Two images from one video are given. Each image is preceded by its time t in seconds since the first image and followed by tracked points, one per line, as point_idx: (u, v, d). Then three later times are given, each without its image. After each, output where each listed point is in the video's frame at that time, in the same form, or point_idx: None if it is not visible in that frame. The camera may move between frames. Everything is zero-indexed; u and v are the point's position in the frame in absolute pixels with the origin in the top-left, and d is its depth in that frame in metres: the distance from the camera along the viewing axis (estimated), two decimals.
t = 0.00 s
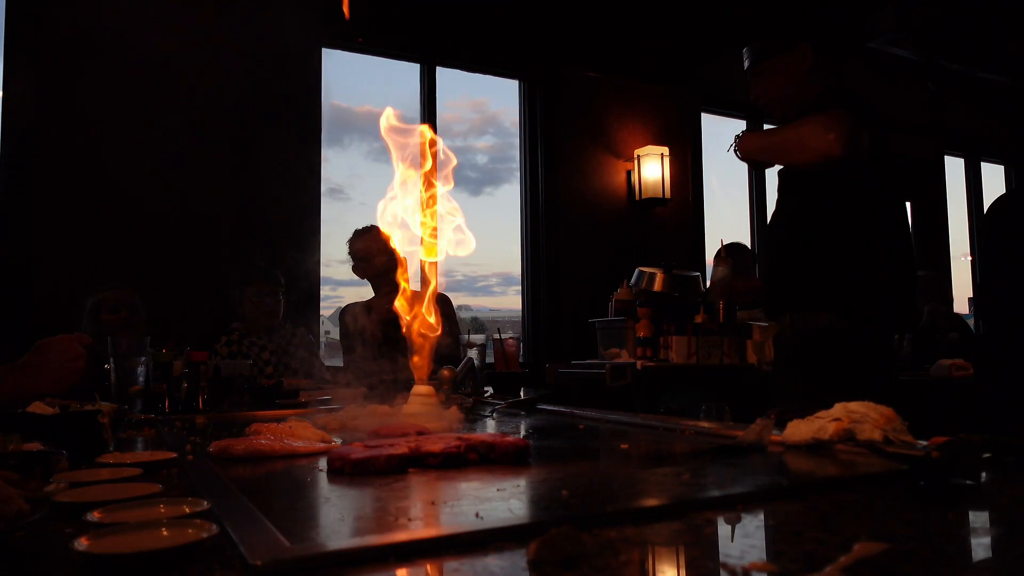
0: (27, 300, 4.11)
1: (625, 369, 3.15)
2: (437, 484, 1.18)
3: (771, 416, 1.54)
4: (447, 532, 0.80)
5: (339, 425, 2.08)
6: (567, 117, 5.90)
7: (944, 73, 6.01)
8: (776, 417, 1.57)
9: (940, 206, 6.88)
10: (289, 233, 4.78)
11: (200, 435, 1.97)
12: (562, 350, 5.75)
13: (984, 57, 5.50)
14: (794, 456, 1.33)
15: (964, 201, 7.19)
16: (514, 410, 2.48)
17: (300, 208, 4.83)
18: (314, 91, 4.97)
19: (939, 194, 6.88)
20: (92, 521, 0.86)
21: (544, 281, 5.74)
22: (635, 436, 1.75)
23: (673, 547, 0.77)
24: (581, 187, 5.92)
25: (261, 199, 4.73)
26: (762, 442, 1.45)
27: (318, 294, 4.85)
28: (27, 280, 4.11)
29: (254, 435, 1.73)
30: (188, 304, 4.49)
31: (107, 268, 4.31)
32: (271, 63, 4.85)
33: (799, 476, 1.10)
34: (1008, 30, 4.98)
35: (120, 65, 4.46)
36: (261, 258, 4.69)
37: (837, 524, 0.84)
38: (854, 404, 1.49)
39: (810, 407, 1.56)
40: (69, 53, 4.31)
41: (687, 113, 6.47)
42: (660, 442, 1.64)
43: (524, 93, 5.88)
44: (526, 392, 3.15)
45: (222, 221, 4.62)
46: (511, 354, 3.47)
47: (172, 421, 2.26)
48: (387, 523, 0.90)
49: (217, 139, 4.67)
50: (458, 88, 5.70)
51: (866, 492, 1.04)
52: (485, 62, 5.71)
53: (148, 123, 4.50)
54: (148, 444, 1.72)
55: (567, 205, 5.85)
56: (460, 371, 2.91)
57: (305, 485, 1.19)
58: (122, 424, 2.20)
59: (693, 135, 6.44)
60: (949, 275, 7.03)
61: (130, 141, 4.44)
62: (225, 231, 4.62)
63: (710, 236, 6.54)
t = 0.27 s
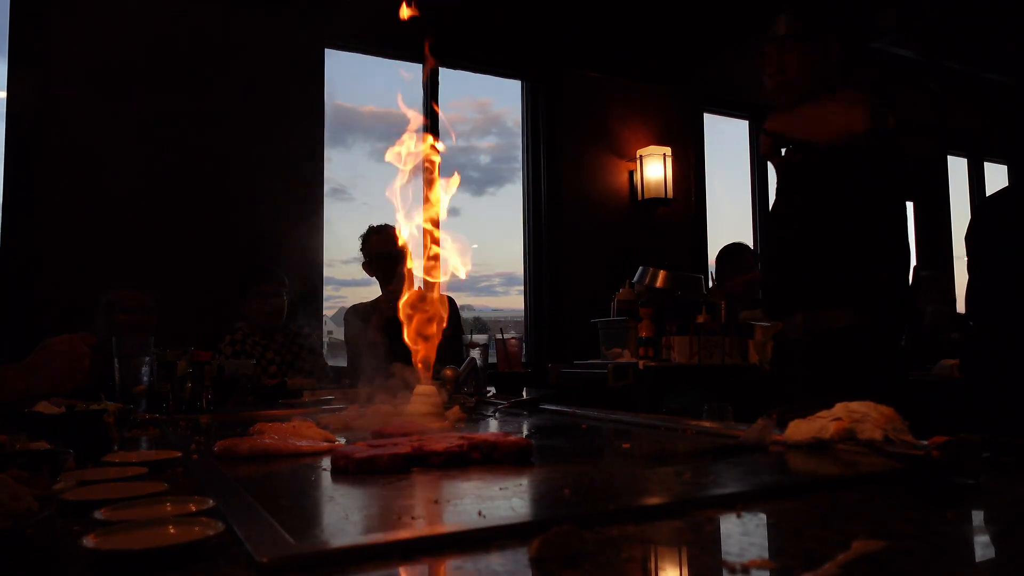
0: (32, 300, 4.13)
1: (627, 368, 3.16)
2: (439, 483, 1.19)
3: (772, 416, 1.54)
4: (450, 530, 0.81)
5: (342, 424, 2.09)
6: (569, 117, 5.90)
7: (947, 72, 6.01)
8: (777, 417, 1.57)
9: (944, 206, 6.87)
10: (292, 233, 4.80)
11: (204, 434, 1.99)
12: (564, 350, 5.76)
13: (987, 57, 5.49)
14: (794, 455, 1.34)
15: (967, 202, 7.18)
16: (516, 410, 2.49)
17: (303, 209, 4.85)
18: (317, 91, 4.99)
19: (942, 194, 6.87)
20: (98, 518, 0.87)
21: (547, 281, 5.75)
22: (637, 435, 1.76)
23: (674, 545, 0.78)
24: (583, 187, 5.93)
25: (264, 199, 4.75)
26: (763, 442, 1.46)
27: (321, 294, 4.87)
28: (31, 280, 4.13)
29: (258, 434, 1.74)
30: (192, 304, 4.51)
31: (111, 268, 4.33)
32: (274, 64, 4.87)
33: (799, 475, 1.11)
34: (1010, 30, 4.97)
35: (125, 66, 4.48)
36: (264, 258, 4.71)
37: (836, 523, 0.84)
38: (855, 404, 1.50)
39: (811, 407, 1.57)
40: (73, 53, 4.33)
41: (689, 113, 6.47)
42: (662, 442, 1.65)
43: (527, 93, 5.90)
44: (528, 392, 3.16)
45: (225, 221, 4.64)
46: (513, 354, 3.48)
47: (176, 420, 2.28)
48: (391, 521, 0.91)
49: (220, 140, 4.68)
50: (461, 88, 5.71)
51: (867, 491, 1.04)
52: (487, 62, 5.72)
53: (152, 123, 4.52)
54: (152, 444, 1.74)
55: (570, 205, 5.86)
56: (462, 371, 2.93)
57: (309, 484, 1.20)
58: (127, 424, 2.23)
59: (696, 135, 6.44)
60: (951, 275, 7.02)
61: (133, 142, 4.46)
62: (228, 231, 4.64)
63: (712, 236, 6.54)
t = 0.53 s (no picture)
0: (39, 300, 4.16)
1: (631, 368, 3.10)
2: (444, 482, 1.20)
3: (775, 416, 1.55)
4: (455, 528, 0.82)
5: (347, 425, 2.11)
6: (574, 117, 5.91)
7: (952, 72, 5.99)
8: (779, 417, 1.58)
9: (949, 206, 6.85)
10: (297, 233, 4.82)
11: (211, 434, 2.00)
12: (568, 350, 5.77)
13: (993, 55, 5.46)
14: (797, 455, 1.35)
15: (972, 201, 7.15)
16: (520, 410, 2.50)
17: (308, 209, 4.87)
18: (322, 92, 5.00)
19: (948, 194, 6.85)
20: (108, 515, 0.89)
21: (551, 281, 5.76)
22: (641, 435, 1.77)
23: (678, 543, 0.79)
24: (587, 188, 5.94)
25: (269, 200, 4.77)
26: (766, 442, 1.47)
27: (326, 294, 4.89)
28: (38, 280, 4.16)
29: (265, 433, 1.76)
30: (198, 304, 4.53)
31: (117, 268, 4.36)
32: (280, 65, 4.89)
33: (802, 475, 1.12)
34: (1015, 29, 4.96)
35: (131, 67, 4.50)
36: (269, 258, 4.73)
37: (838, 522, 0.85)
38: (858, 404, 1.50)
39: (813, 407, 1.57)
40: (80, 55, 4.36)
41: (693, 113, 6.47)
42: (666, 441, 1.66)
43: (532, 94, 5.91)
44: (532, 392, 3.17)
45: (230, 221, 4.66)
46: (518, 355, 3.49)
47: (183, 419, 2.30)
48: (396, 519, 0.92)
49: (225, 140, 4.70)
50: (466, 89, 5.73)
51: (868, 490, 1.05)
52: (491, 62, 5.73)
53: (158, 124, 4.54)
54: (160, 443, 1.76)
55: (574, 205, 5.87)
56: (466, 371, 2.94)
57: (316, 482, 1.22)
58: (135, 423, 2.25)
59: (700, 135, 6.44)
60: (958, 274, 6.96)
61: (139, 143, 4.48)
62: (234, 232, 4.66)
63: (716, 236, 6.53)
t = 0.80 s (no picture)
0: (43, 301, 4.17)
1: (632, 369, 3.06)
2: (447, 481, 1.21)
3: (776, 416, 1.56)
4: (457, 526, 0.82)
5: (350, 424, 2.11)
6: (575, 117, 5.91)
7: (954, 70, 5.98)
8: (780, 416, 1.59)
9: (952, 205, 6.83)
10: (299, 233, 4.83)
11: (214, 434, 2.01)
12: (570, 350, 5.77)
13: (994, 53, 5.45)
14: (798, 454, 1.35)
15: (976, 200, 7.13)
16: (522, 410, 2.51)
17: (310, 209, 4.88)
18: (324, 93, 5.01)
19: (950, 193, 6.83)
20: (113, 514, 0.90)
21: (553, 281, 5.76)
22: (643, 435, 1.77)
23: (679, 542, 0.79)
24: (589, 188, 5.94)
25: (272, 200, 4.78)
26: (767, 441, 1.47)
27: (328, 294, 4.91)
28: (41, 280, 4.17)
29: (268, 433, 1.77)
30: (200, 305, 4.55)
31: (120, 269, 4.37)
32: (281, 65, 4.90)
33: (803, 474, 1.12)
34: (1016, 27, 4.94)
35: (132, 69, 4.51)
36: (272, 258, 4.74)
37: (837, 521, 0.85)
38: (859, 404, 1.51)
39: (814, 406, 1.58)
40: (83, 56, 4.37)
41: (695, 112, 6.47)
42: (667, 441, 1.66)
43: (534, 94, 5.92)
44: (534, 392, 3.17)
45: (233, 221, 4.67)
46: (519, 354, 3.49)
47: (186, 420, 2.31)
48: (398, 518, 0.93)
49: (227, 141, 4.71)
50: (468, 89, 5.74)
51: (869, 489, 1.05)
52: (492, 62, 5.73)
53: (160, 125, 4.55)
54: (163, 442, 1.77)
55: (576, 205, 5.87)
56: (468, 371, 2.94)
57: (319, 482, 1.22)
58: (138, 423, 2.26)
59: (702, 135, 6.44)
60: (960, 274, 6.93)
61: (142, 144, 4.50)
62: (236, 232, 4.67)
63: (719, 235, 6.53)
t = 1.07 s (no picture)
0: (42, 301, 4.17)
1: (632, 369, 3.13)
2: (445, 480, 1.21)
3: (773, 415, 1.57)
4: (456, 524, 0.83)
5: (349, 424, 2.12)
6: (574, 117, 5.92)
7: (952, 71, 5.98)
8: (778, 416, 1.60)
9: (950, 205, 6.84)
10: (298, 233, 4.83)
11: (214, 433, 2.02)
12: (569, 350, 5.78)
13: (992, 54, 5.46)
14: (794, 453, 1.37)
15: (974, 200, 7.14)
16: (520, 409, 2.51)
17: (309, 209, 4.88)
18: (323, 93, 5.02)
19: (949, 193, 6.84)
20: (115, 513, 0.91)
21: (552, 281, 5.77)
22: (641, 434, 1.78)
23: (676, 541, 0.80)
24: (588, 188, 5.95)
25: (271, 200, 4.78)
26: (764, 441, 1.49)
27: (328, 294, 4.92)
28: (40, 281, 4.17)
29: (268, 432, 1.77)
30: (199, 305, 4.55)
31: (119, 269, 4.37)
32: (281, 65, 4.90)
33: (798, 472, 1.13)
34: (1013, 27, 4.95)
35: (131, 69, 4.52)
36: (270, 258, 4.74)
37: (831, 519, 0.86)
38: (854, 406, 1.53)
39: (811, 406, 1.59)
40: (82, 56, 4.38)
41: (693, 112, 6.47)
42: (665, 440, 1.67)
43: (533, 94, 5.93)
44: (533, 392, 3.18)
45: (233, 221, 4.67)
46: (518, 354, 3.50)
47: (185, 419, 2.31)
48: (397, 516, 0.94)
49: (226, 141, 4.72)
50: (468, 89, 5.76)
51: (864, 488, 1.06)
52: (491, 62, 5.74)
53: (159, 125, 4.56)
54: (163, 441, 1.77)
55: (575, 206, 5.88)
56: (467, 371, 2.95)
57: (318, 480, 1.23)
58: (137, 423, 2.26)
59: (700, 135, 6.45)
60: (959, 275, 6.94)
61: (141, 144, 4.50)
62: (235, 232, 4.67)
63: (717, 235, 6.53)
